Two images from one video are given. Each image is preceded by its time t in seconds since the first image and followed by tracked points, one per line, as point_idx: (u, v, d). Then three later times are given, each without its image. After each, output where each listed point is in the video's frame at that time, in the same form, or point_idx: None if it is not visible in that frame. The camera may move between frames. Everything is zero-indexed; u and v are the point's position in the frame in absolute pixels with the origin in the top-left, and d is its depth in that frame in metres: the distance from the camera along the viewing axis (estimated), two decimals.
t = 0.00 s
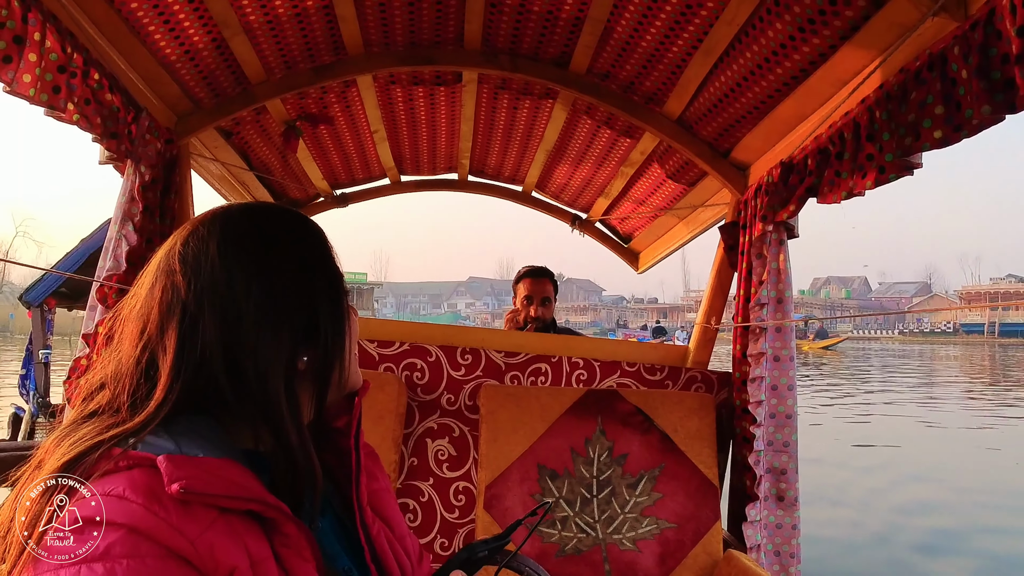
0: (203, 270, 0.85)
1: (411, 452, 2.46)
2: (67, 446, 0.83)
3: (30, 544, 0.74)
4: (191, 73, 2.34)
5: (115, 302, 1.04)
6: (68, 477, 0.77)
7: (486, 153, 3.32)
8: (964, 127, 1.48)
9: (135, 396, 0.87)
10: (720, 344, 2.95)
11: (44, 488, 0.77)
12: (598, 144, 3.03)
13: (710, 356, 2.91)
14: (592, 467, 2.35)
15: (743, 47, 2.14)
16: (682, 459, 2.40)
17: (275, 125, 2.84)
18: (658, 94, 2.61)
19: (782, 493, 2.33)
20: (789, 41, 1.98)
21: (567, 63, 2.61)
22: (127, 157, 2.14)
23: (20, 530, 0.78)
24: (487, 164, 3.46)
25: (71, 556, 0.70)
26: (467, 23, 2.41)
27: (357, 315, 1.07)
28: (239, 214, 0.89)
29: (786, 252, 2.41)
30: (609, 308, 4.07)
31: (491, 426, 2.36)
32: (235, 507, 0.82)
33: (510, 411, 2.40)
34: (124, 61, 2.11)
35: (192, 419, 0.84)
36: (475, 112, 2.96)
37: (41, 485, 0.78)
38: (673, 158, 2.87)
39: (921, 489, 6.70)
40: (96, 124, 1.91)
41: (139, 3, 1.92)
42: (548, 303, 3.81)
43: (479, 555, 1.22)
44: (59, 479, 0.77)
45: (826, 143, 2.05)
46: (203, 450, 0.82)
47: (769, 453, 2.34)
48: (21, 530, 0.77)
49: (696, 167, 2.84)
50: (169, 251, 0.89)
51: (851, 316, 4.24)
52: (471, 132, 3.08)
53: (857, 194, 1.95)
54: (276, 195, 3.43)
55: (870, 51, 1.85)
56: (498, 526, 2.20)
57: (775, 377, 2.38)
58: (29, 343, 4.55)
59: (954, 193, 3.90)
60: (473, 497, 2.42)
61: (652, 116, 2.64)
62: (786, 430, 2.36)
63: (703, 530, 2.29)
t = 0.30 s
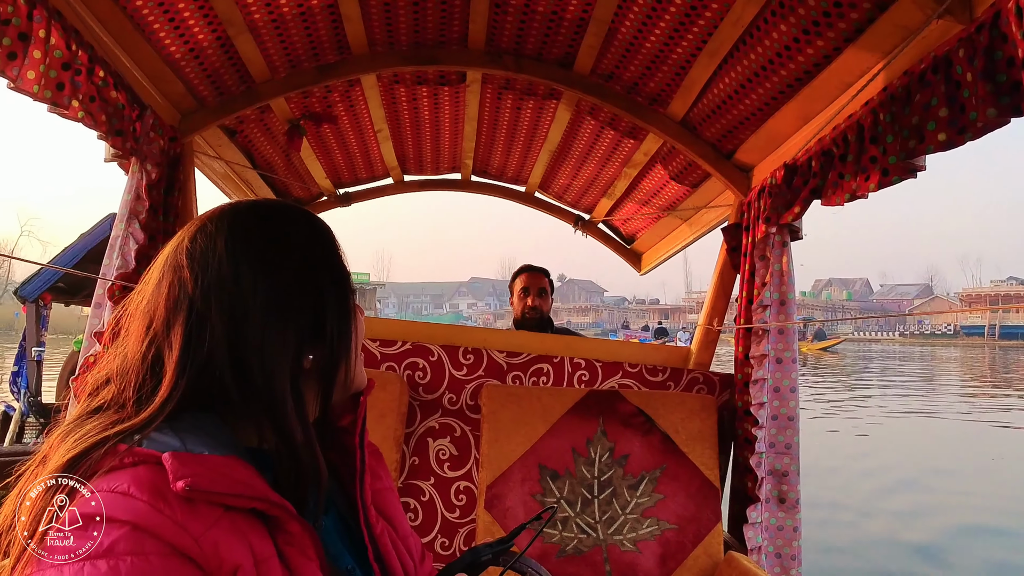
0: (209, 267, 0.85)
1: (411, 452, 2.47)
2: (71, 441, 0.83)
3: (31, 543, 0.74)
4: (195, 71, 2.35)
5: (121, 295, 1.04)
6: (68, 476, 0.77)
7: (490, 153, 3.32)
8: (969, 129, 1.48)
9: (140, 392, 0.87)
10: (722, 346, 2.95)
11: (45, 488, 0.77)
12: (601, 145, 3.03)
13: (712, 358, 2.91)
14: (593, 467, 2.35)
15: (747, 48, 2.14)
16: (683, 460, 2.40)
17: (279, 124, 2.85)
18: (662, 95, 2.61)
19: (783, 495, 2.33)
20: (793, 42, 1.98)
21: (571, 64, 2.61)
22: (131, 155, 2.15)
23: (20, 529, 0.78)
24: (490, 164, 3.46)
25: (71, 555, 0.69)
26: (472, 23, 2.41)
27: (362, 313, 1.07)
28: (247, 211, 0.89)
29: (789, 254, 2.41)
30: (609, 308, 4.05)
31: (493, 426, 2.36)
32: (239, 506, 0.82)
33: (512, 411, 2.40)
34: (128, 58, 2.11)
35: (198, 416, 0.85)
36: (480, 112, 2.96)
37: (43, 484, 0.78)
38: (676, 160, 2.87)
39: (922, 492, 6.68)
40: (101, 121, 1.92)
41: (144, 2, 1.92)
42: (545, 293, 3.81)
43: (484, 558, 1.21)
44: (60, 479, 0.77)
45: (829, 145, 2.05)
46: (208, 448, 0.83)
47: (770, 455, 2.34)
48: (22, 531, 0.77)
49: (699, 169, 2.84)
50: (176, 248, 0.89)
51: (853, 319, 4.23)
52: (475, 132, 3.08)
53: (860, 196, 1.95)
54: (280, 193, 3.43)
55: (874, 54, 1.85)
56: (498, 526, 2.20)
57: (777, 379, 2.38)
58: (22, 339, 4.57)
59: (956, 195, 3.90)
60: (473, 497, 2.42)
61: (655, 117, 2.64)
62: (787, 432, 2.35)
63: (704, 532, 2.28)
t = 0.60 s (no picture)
0: (186, 267, 0.84)
1: (413, 451, 2.47)
2: (71, 441, 0.83)
3: (33, 541, 0.74)
4: (198, 70, 2.35)
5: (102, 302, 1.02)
6: (70, 475, 0.77)
7: (492, 152, 3.33)
8: (972, 129, 1.46)
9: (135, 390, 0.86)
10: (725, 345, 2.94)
11: (47, 488, 0.77)
12: (604, 145, 3.03)
13: (715, 358, 2.90)
14: (595, 467, 2.35)
15: (750, 47, 2.14)
16: (685, 459, 2.39)
17: (281, 123, 2.85)
18: (664, 94, 2.61)
19: (785, 496, 2.33)
20: (796, 41, 1.98)
21: (574, 62, 2.61)
22: (134, 154, 2.15)
23: (22, 531, 0.77)
24: (492, 164, 3.46)
25: (74, 553, 0.69)
26: (474, 23, 2.41)
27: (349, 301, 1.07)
28: (217, 210, 0.89)
29: (791, 253, 2.40)
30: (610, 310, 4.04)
31: (495, 425, 2.36)
32: (244, 500, 0.81)
33: (513, 410, 2.39)
34: (131, 57, 2.11)
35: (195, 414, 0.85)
36: (482, 111, 2.97)
37: (43, 485, 0.77)
38: (678, 159, 2.87)
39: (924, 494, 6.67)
40: (104, 119, 1.92)
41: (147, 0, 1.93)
42: (545, 292, 3.81)
43: (486, 555, 1.21)
44: (61, 479, 0.76)
45: (832, 144, 2.05)
46: (211, 441, 0.83)
47: (772, 455, 2.34)
48: (23, 531, 0.77)
49: (701, 168, 2.84)
50: (152, 251, 0.88)
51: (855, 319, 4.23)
52: (477, 131, 3.08)
53: (862, 195, 1.95)
54: (282, 193, 3.44)
55: (877, 53, 1.85)
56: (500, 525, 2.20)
57: (779, 378, 2.37)
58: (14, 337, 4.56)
59: (959, 196, 3.89)
60: (475, 496, 2.42)
61: (656, 116, 2.64)
62: (790, 432, 2.35)
63: (706, 532, 2.28)
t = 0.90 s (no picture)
0: (194, 264, 0.85)
1: (415, 449, 2.47)
2: (73, 436, 0.84)
3: (30, 540, 0.74)
4: (199, 70, 2.35)
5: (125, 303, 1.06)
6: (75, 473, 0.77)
7: (493, 151, 3.33)
8: (973, 125, 1.47)
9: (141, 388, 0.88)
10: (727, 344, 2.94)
11: (43, 488, 0.77)
12: (604, 144, 3.04)
13: (716, 356, 2.91)
14: (598, 465, 2.35)
15: (751, 45, 2.14)
16: (687, 457, 2.39)
17: (282, 123, 2.86)
18: (665, 93, 2.61)
19: (787, 493, 2.33)
20: (796, 39, 1.98)
21: (575, 61, 2.61)
22: (136, 154, 2.16)
23: (19, 528, 0.77)
24: (493, 163, 3.46)
25: (69, 553, 0.70)
26: (475, 22, 2.41)
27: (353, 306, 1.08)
28: (227, 209, 0.89)
29: (793, 251, 2.40)
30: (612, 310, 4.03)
31: (497, 423, 2.37)
32: (235, 498, 0.82)
33: (515, 409, 2.40)
34: (131, 57, 2.11)
35: (195, 412, 0.85)
36: (482, 110, 2.97)
37: (43, 484, 0.77)
38: (679, 157, 2.87)
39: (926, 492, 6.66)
40: (105, 120, 1.93)
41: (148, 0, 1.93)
42: (547, 292, 3.81)
43: (476, 547, 1.20)
44: (60, 479, 0.76)
45: (833, 142, 2.05)
46: (204, 441, 0.83)
47: (774, 452, 2.34)
48: (20, 531, 0.77)
49: (703, 167, 2.84)
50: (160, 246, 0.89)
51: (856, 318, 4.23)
52: (478, 130, 3.08)
53: (864, 192, 1.95)
54: (284, 193, 3.44)
55: (878, 50, 1.85)
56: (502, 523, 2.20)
57: (781, 376, 2.37)
58: None
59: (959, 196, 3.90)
60: (478, 494, 2.41)
61: (656, 114, 2.64)
62: (792, 430, 2.35)
63: (709, 529, 2.28)
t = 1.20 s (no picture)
0: (192, 266, 0.86)
1: (419, 449, 2.47)
2: (69, 443, 0.85)
3: (32, 542, 0.75)
4: (201, 72, 2.36)
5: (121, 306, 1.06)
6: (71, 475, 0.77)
7: (494, 152, 3.34)
8: (975, 123, 1.47)
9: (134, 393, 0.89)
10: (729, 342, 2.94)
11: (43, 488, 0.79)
12: (606, 143, 3.04)
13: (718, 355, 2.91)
14: (601, 464, 2.36)
15: (752, 44, 2.14)
16: (690, 455, 2.40)
17: (283, 124, 2.86)
18: (666, 91, 2.61)
19: (790, 491, 2.34)
20: (797, 37, 1.98)
21: (576, 60, 2.61)
22: (138, 156, 2.16)
23: (23, 530, 0.78)
24: (494, 163, 3.46)
25: (70, 554, 0.71)
26: (476, 22, 2.41)
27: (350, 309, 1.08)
28: (230, 211, 0.90)
29: (794, 249, 2.40)
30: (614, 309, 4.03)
31: (500, 423, 2.37)
32: (234, 498, 0.83)
33: (518, 408, 2.41)
34: (134, 60, 2.12)
35: (187, 414, 0.86)
36: (483, 110, 2.98)
37: (45, 484, 0.78)
38: (681, 156, 2.87)
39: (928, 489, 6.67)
40: (106, 122, 1.93)
41: (149, 3, 1.94)
42: (554, 292, 3.81)
43: (478, 545, 1.19)
44: (59, 479, 0.77)
45: (834, 140, 2.05)
46: (201, 442, 0.84)
47: (777, 450, 2.34)
48: (20, 530, 0.79)
49: (704, 165, 2.84)
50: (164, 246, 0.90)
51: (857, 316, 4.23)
52: (479, 130, 3.09)
53: (865, 190, 1.96)
54: (286, 194, 3.44)
55: (879, 48, 1.85)
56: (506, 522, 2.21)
57: (784, 374, 2.37)
58: None
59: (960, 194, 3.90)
60: (482, 493, 2.42)
61: (657, 112, 2.64)
62: (794, 427, 2.36)
63: (712, 527, 2.28)
